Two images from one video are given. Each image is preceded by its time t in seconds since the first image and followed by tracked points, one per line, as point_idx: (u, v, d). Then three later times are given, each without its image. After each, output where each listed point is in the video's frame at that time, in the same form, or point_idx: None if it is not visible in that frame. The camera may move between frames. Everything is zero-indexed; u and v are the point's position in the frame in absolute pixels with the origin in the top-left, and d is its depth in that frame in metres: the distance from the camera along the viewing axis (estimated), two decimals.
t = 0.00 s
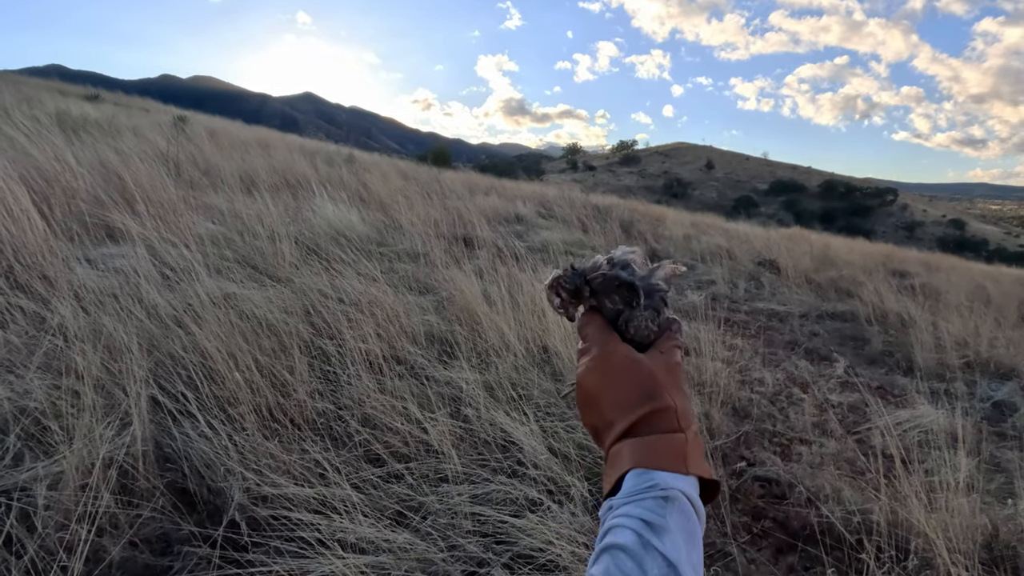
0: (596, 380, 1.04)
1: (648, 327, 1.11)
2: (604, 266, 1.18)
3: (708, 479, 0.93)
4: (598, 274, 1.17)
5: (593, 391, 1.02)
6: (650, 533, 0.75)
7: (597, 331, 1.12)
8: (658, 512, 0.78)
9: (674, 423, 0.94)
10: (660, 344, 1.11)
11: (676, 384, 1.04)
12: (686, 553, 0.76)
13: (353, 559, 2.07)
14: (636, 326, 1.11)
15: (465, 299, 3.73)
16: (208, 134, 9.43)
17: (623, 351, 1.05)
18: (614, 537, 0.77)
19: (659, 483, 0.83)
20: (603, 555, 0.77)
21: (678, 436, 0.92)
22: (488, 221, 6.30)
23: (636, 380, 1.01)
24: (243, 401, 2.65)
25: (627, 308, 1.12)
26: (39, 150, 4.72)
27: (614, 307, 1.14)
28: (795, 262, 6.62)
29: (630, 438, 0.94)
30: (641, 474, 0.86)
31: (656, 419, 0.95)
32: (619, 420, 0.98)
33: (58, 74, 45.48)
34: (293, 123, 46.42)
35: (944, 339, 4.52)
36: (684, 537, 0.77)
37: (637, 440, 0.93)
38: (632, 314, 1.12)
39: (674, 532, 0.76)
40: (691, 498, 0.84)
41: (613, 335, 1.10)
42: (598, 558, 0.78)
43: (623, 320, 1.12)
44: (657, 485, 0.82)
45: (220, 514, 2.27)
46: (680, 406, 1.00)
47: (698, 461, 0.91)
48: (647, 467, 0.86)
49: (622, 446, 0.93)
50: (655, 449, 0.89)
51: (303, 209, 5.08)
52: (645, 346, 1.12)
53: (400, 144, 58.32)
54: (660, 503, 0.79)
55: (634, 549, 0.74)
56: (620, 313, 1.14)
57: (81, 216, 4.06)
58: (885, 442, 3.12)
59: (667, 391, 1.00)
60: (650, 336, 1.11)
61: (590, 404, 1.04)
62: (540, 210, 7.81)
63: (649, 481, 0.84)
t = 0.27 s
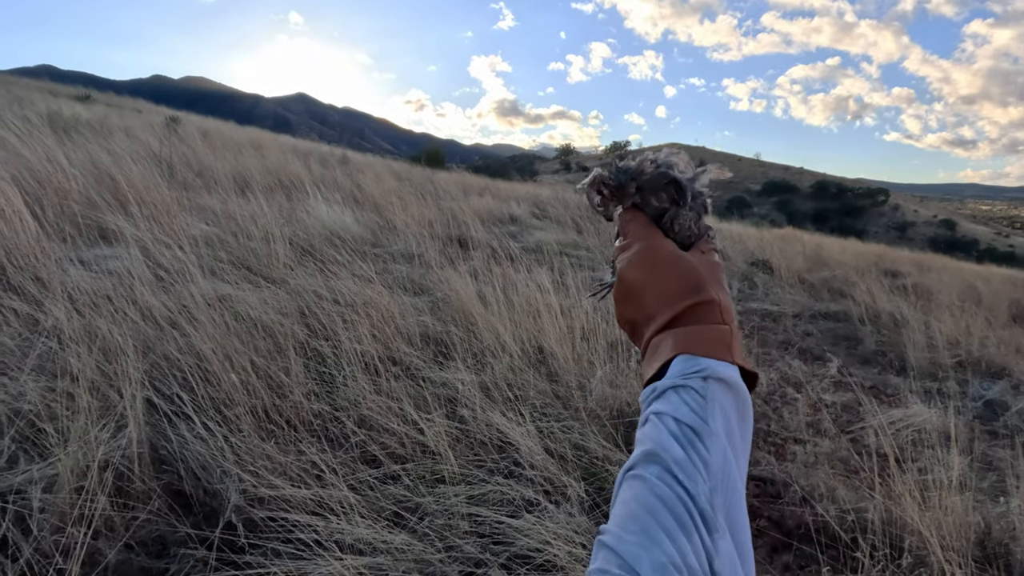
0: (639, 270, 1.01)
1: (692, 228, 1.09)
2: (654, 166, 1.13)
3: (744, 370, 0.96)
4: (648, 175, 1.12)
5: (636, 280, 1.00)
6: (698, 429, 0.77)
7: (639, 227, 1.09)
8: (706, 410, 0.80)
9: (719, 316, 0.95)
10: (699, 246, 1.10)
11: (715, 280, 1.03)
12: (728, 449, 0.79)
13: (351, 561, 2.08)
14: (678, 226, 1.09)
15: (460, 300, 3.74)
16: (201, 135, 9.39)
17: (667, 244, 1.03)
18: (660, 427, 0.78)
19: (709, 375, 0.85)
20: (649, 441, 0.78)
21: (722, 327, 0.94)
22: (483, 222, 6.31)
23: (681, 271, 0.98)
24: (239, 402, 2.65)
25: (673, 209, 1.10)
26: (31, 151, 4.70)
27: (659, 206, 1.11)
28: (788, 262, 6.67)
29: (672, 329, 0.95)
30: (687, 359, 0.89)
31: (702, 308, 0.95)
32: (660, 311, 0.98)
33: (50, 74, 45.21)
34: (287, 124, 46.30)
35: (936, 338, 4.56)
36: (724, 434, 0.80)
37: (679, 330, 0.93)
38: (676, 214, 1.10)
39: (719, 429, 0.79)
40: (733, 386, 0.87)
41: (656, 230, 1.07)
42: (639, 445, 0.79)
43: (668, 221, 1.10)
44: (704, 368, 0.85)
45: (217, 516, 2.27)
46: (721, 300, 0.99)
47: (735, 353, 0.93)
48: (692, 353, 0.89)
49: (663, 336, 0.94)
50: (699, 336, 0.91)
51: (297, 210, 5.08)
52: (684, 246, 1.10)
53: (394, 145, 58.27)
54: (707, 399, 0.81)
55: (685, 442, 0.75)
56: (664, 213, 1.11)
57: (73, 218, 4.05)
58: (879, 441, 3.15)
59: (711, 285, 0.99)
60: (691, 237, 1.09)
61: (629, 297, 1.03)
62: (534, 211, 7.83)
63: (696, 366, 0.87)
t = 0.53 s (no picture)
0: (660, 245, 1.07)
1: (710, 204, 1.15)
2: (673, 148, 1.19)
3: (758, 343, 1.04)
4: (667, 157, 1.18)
5: (655, 255, 1.06)
6: (714, 417, 0.85)
7: (658, 203, 1.14)
8: (720, 399, 0.87)
9: (735, 292, 1.02)
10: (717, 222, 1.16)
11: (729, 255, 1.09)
12: (740, 434, 0.86)
13: (347, 568, 2.08)
14: (697, 203, 1.15)
15: (457, 306, 3.75)
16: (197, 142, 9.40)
17: (686, 220, 1.09)
18: (676, 414, 0.85)
19: (722, 357, 0.93)
20: (668, 427, 0.84)
21: (737, 303, 1.01)
22: (479, 228, 6.33)
23: (699, 248, 1.04)
24: (236, 409, 2.65)
25: (691, 186, 1.15)
26: (26, 158, 4.69)
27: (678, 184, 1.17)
28: (784, 268, 6.69)
29: (690, 303, 1.02)
30: (704, 335, 0.97)
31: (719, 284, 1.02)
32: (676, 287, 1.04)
33: (47, 80, 45.21)
34: (284, 130, 46.34)
35: (931, 343, 4.58)
36: (738, 420, 0.87)
37: (697, 305, 1.01)
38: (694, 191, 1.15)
39: (732, 417, 0.86)
40: (746, 362, 0.96)
41: (675, 206, 1.13)
42: (656, 431, 0.86)
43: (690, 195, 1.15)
44: (720, 346, 0.94)
45: (213, 523, 2.27)
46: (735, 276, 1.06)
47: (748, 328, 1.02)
48: (709, 329, 0.97)
49: (680, 312, 1.02)
50: (715, 312, 0.99)
51: (293, 216, 5.09)
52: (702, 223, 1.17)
53: (392, 150, 58.37)
54: (720, 386, 0.89)
55: (702, 429, 0.83)
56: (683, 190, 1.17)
57: (69, 224, 4.04)
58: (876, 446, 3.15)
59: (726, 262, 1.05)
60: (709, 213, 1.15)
61: (647, 272, 1.09)
62: (530, 217, 7.85)
63: (712, 344, 0.95)
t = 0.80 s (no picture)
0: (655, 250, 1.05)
1: (707, 206, 1.11)
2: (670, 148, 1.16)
3: (756, 348, 1.02)
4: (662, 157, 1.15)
5: (651, 261, 1.04)
6: (709, 424, 0.84)
7: (654, 207, 1.11)
8: (716, 405, 0.86)
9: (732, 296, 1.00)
10: (714, 225, 1.13)
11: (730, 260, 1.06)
12: (737, 441, 0.85)
13: None
14: (694, 206, 1.12)
15: (456, 316, 3.75)
16: (196, 153, 9.44)
17: (682, 224, 1.06)
18: (672, 421, 0.85)
19: (718, 362, 0.91)
20: (663, 435, 0.84)
21: (734, 308, 0.99)
22: (478, 238, 6.34)
23: (695, 252, 1.02)
24: (234, 420, 2.65)
25: (687, 188, 1.12)
26: (26, 169, 4.71)
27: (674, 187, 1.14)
28: (782, 277, 6.71)
29: (686, 309, 1.00)
30: (699, 340, 0.95)
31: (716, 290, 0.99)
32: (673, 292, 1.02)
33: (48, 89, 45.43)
34: (284, 138, 46.52)
35: (929, 352, 4.59)
36: (735, 427, 0.86)
37: (692, 310, 0.99)
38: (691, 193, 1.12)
39: (728, 424, 0.85)
40: (743, 368, 0.93)
41: (671, 210, 1.10)
42: (653, 439, 0.86)
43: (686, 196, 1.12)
44: (715, 352, 0.91)
45: (211, 535, 2.27)
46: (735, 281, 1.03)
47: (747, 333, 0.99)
48: (704, 334, 0.95)
49: (676, 317, 1.00)
50: (711, 317, 0.96)
51: (292, 226, 5.10)
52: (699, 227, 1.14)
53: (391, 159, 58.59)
54: (715, 392, 0.88)
55: (698, 437, 0.82)
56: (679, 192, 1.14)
57: (68, 235, 4.05)
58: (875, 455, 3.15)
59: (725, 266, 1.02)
60: (706, 215, 1.12)
61: (644, 277, 1.07)
62: (528, 227, 7.88)
63: (707, 348, 0.93)
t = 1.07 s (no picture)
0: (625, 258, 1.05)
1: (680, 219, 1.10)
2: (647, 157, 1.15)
3: (716, 361, 1.04)
4: (638, 165, 1.13)
5: (623, 268, 1.05)
6: (667, 435, 0.83)
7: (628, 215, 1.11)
8: (674, 417, 0.86)
9: (697, 310, 1.01)
10: (686, 237, 1.13)
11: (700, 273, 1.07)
12: (692, 454, 0.85)
13: None
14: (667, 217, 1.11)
15: (455, 327, 3.76)
16: (197, 165, 9.49)
17: (654, 234, 1.07)
18: (630, 429, 0.83)
19: (678, 376, 0.92)
20: (621, 443, 0.82)
21: (699, 321, 1.00)
22: (477, 249, 6.37)
23: (664, 263, 1.02)
24: (233, 432, 2.66)
25: (661, 200, 1.11)
26: (28, 181, 4.75)
27: (648, 197, 1.12)
28: (781, 287, 6.72)
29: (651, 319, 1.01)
30: (661, 351, 0.96)
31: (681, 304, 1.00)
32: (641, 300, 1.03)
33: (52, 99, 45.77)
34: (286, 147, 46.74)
35: (927, 362, 4.58)
36: (691, 440, 0.86)
37: (658, 320, 1.00)
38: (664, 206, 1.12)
39: (685, 436, 0.85)
40: (702, 380, 0.95)
41: (645, 219, 1.10)
42: (610, 447, 0.84)
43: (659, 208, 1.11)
44: (677, 363, 0.93)
45: (209, 547, 2.27)
46: (704, 294, 1.04)
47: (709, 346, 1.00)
48: (667, 344, 0.96)
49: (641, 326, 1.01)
50: (676, 328, 0.97)
51: (292, 238, 5.13)
52: (672, 238, 1.14)
53: (393, 168, 58.82)
54: (674, 404, 0.88)
55: (655, 447, 0.81)
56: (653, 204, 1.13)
57: (68, 248, 4.08)
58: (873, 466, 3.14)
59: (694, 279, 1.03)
60: (679, 228, 1.12)
61: (613, 284, 1.08)
62: (528, 238, 7.90)
63: (669, 360, 0.94)
